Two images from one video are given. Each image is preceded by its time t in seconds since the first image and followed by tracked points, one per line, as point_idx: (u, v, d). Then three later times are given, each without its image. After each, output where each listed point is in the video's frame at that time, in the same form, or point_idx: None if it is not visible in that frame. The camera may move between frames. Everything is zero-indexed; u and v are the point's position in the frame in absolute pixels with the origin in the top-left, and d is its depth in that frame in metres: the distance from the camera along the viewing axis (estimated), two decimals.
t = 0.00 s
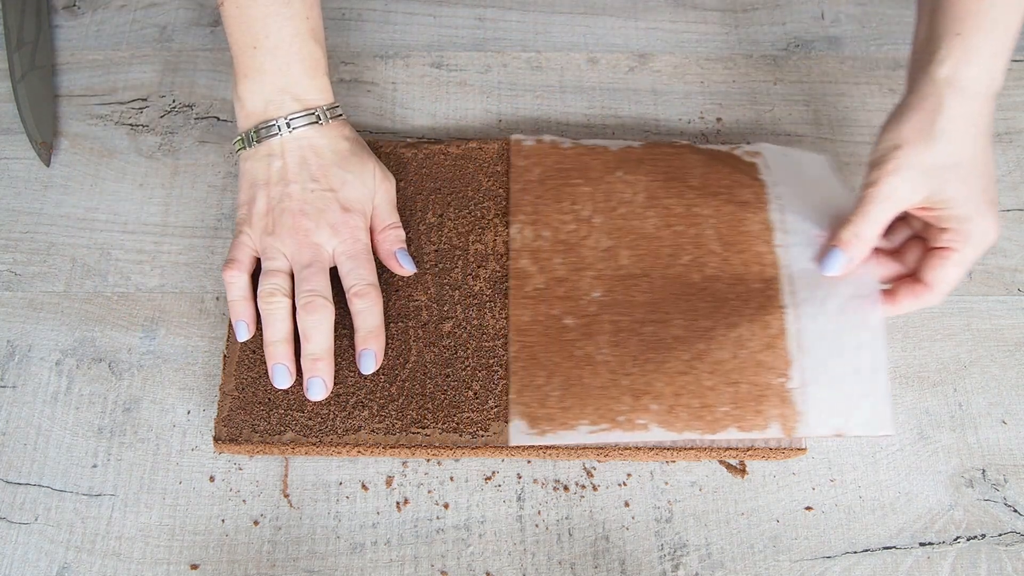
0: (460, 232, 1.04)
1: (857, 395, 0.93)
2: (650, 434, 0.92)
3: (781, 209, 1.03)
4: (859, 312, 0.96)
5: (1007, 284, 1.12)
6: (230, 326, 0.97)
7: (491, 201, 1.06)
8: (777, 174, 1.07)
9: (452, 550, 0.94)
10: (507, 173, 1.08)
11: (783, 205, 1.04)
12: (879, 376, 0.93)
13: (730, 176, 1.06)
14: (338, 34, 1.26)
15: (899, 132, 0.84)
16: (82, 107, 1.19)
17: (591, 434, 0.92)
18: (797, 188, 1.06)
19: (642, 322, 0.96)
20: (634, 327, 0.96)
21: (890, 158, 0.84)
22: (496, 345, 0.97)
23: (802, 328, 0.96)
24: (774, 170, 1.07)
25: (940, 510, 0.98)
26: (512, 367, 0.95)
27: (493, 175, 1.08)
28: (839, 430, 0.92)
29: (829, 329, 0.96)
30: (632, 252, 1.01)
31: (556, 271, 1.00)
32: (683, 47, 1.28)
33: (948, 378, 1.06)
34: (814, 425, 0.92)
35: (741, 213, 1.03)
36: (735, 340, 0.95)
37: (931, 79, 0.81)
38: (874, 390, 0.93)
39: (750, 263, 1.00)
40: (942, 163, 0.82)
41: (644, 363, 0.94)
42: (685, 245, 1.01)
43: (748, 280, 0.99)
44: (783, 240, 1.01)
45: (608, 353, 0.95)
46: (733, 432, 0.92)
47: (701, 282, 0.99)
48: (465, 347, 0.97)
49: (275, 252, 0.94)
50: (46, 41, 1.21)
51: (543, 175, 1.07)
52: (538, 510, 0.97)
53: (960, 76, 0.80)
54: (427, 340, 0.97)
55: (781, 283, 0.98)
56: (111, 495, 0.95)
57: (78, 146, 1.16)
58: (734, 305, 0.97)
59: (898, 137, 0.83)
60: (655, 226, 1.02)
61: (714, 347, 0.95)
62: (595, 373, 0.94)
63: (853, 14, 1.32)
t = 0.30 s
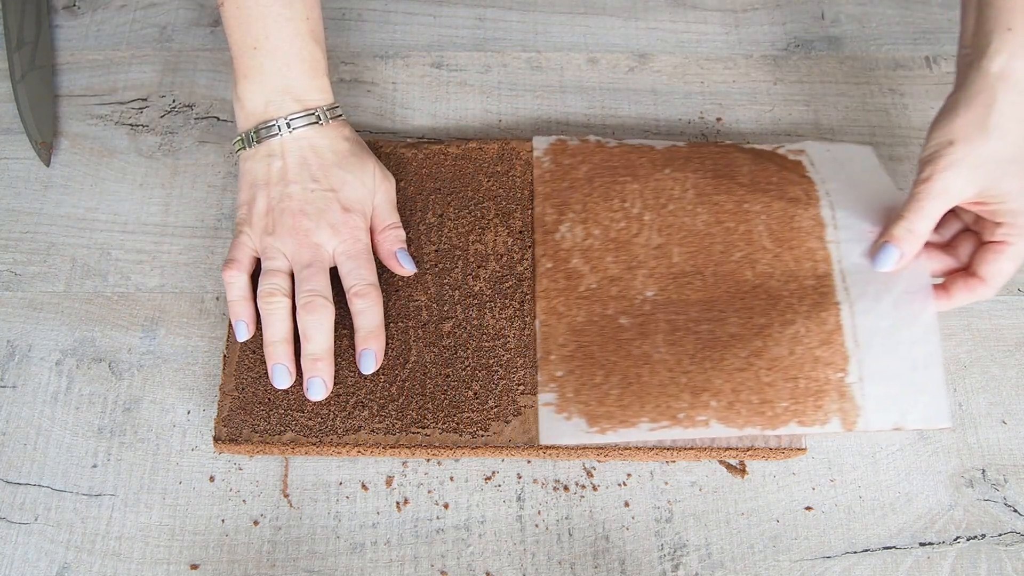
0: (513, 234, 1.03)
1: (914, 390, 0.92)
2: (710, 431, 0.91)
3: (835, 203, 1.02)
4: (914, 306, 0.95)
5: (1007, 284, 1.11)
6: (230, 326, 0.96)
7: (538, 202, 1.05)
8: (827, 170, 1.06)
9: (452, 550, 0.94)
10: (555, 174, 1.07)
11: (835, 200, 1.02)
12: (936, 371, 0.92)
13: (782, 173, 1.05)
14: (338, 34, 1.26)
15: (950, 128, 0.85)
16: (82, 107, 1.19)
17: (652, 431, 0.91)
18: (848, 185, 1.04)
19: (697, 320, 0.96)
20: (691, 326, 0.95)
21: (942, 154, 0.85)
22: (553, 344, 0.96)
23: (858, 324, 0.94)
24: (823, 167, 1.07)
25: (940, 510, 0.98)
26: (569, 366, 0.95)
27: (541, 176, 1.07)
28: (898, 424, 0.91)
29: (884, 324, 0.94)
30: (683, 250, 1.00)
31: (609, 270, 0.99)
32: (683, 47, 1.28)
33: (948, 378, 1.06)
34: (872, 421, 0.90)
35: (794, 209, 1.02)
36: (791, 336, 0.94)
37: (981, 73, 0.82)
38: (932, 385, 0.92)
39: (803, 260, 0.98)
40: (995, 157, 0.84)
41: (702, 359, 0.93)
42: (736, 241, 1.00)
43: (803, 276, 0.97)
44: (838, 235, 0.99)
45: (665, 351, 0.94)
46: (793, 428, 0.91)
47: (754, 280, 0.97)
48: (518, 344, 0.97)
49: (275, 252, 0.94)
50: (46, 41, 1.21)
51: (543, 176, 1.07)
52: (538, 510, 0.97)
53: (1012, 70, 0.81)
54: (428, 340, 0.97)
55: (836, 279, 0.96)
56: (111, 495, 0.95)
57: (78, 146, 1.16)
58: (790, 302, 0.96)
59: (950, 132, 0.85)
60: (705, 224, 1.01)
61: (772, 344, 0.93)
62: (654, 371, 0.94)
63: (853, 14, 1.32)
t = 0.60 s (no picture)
0: (571, 234, 1.02)
1: (980, 387, 0.92)
2: (777, 429, 0.90)
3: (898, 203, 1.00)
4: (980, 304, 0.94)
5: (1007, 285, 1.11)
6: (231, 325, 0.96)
7: (595, 202, 1.04)
8: (885, 168, 1.04)
9: (452, 550, 0.94)
10: (610, 171, 1.06)
11: (895, 199, 1.01)
12: (1003, 369, 0.92)
13: (842, 172, 1.03)
14: (339, 34, 1.26)
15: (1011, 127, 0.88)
16: (82, 107, 1.19)
17: (718, 429, 0.91)
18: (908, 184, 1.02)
19: (761, 318, 0.95)
20: (754, 324, 0.94)
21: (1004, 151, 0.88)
22: (616, 343, 0.96)
23: (925, 322, 0.93)
24: (881, 166, 1.05)
25: (940, 510, 0.98)
26: (633, 365, 0.94)
27: (578, 175, 1.07)
28: (964, 422, 0.91)
29: (949, 321, 0.93)
30: (743, 249, 0.99)
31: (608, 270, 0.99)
32: (683, 47, 1.28)
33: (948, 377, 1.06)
34: (939, 419, 0.90)
35: (854, 208, 1.00)
36: (856, 334, 0.93)
37: None
38: (1000, 382, 0.91)
39: (863, 258, 0.97)
40: None
41: (766, 357, 0.93)
42: (797, 240, 0.98)
43: (864, 275, 0.96)
44: (900, 235, 0.98)
45: (729, 350, 0.94)
46: (858, 427, 0.91)
47: (816, 279, 0.96)
48: (581, 343, 0.96)
49: (275, 252, 0.94)
50: (46, 41, 1.21)
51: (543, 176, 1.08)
52: (537, 510, 0.97)
53: None
54: (428, 340, 0.97)
55: (898, 278, 0.95)
56: (111, 495, 0.95)
57: (78, 146, 1.16)
58: (852, 300, 0.95)
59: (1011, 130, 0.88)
60: (765, 222, 1.00)
61: (836, 343, 0.92)
62: (717, 370, 0.93)
63: (853, 14, 1.31)
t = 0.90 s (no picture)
0: (651, 234, 1.01)
1: None
2: (864, 429, 0.90)
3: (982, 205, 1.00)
4: None
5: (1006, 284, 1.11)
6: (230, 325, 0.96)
7: (675, 201, 1.03)
8: (966, 169, 1.04)
9: (452, 550, 0.94)
10: (690, 171, 1.05)
11: (980, 200, 1.00)
12: None
13: (924, 173, 1.03)
14: (339, 34, 1.26)
15: None
16: (81, 107, 1.19)
17: (805, 429, 0.90)
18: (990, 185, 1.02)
19: (846, 319, 0.94)
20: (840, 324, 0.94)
21: None
22: (700, 341, 0.95)
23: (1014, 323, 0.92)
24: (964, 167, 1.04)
25: (940, 510, 0.98)
26: (718, 363, 0.94)
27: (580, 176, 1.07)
28: None
29: None
30: (827, 250, 0.98)
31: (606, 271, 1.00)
32: (683, 47, 1.28)
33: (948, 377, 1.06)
34: None
35: (939, 209, 0.99)
36: (945, 335, 0.92)
37: None
38: None
39: (949, 260, 0.97)
40: None
41: (854, 358, 0.92)
42: (882, 241, 0.98)
43: (950, 276, 0.96)
44: (985, 236, 0.98)
45: (816, 350, 0.93)
46: (949, 428, 0.90)
47: (901, 281, 0.96)
48: (665, 342, 0.96)
49: (275, 252, 0.94)
50: (46, 41, 1.21)
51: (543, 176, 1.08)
52: (537, 510, 0.97)
53: None
54: (428, 340, 0.97)
55: (985, 280, 0.95)
56: (112, 495, 0.95)
57: (78, 146, 1.16)
58: (940, 301, 0.94)
59: None
60: (849, 224, 0.99)
61: (924, 343, 0.92)
62: (804, 369, 0.92)
63: (853, 14, 1.31)
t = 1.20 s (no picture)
0: (713, 232, 1.01)
1: None
2: (931, 432, 0.91)
3: None
4: None
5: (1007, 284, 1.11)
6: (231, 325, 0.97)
7: (737, 200, 1.03)
8: None
9: (452, 550, 0.94)
10: (751, 170, 1.05)
11: None
12: None
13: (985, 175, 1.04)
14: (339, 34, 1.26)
15: None
16: (81, 107, 1.19)
17: (870, 430, 0.91)
18: None
19: (911, 321, 0.94)
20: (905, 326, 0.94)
21: None
22: (763, 341, 0.95)
23: None
24: None
25: (940, 510, 0.98)
26: (782, 365, 0.93)
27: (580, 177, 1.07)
28: None
29: None
30: (890, 250, 0.98)
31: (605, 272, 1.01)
32: (683, 47, 1.28)
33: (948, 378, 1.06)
34: None
35: (1004, 210, 1.00)
36: (1012, 337, 0.92)
37: None
38: None
39: (1016, 260, 0.97)
40: None
41: (919, 360, 0.92)
42: (947, 242, 0.98)
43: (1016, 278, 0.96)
44: None
45: (880, 352, 0.93)
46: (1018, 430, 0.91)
47: (966, 282, 0.96)
48: (727, 342, 0.95)
49: (298, 245, 0.86)
50: (45, 40, 1.21)
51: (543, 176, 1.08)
52: (537, 510, 0.97)
53: None
54: (428, 340, 0.97)
55: None
56: (112, 495, 0.95)
57: (78, 146, 1.16)
58: (1007, 303, 0.94)
59: None
60: (914, 223, 0.99)
61: (992, 346, 0.92)
62: (869, 371, 0.92)
63: (853, 14, 1.31)
